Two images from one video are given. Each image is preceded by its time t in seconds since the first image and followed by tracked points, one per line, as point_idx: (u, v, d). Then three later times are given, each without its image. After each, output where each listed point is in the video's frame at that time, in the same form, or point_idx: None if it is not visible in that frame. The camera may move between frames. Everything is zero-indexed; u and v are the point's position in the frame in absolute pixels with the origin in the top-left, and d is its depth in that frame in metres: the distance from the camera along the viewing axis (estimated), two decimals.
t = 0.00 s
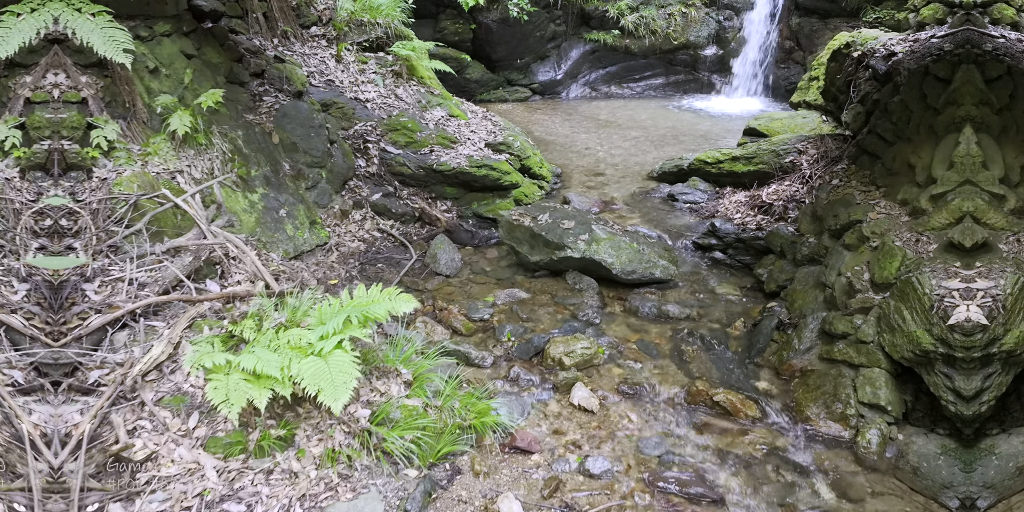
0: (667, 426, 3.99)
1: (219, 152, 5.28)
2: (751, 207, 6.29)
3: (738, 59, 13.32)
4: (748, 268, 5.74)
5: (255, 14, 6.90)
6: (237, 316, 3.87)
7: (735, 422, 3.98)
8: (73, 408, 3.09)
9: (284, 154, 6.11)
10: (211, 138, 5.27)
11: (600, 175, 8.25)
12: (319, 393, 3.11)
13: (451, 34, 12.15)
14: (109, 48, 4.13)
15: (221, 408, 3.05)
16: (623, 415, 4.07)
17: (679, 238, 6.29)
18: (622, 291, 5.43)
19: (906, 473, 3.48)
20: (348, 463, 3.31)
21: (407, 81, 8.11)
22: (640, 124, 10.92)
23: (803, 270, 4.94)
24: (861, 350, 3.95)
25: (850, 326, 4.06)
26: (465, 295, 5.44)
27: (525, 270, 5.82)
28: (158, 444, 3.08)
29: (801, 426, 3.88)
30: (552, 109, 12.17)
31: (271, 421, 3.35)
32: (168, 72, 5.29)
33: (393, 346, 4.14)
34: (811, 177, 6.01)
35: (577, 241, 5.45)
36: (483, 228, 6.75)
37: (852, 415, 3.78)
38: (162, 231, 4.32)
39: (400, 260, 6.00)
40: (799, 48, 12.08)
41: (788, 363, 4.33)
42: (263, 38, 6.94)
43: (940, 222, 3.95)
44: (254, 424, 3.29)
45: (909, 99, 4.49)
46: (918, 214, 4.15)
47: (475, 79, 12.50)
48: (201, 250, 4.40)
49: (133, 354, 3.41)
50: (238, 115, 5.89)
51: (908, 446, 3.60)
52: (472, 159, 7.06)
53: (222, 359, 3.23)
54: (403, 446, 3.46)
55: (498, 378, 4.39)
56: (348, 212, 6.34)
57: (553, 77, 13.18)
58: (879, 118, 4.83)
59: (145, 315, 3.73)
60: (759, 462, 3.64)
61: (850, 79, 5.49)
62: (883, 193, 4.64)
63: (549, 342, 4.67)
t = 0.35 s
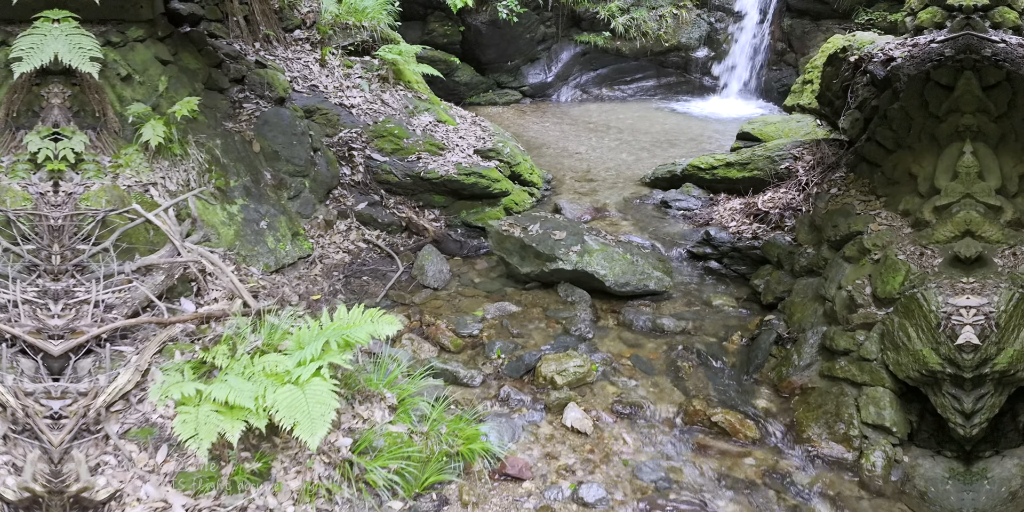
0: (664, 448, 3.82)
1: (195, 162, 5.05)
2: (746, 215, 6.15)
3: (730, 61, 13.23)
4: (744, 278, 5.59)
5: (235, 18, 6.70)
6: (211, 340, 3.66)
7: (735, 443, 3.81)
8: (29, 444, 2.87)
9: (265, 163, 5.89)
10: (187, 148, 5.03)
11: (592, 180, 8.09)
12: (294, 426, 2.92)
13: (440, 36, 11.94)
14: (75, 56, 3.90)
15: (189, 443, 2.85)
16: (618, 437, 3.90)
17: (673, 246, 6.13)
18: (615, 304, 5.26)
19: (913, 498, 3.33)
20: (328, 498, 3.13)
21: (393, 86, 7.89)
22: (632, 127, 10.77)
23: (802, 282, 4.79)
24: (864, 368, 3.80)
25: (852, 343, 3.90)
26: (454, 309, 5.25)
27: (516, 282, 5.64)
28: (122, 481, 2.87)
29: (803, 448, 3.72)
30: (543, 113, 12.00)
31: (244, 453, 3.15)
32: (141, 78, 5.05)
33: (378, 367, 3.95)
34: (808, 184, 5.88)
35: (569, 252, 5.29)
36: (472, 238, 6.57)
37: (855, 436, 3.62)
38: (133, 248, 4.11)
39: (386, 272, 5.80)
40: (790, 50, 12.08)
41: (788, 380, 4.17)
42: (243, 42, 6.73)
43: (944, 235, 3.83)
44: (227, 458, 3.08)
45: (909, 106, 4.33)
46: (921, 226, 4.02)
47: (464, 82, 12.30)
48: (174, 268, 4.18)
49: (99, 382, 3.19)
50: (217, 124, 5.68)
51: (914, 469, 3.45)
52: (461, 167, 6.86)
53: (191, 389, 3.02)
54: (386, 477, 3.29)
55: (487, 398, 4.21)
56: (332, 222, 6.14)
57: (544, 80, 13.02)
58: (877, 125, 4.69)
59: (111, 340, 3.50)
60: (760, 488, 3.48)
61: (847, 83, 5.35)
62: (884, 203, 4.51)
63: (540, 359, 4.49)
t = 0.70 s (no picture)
0: (661, 472, 3.66)
1: (172, 174, 4.82)
2: (741, 223, 6.02)
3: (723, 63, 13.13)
4: (741, 288, 5.45)
5: (216, 22, 6.50)
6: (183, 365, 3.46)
7: (734, 466, 3.66)
8: None
9: (246, 173, 5.69)
10: (162, 159, 4.81)
11: (584, 186, 7.94)
12: (270, 463, 2.74)
13: (428, 39, 11.76)
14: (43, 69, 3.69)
15: (156, 483, 2.65)
16: (613, 460, 3.74)
17: (668, 255, 5.99)
18: (609, 317, 5.11)
19: None
20: None
21: (380, 91, 7.68)
22: (624, 131, 10.63)
23: (801, 294, 4.65)
24: (867, 386, 3.66)
25: (855, 360, 3.76)
26: (442, 324, 5.08)
27: (506, 294, 5.48)
28: None
29: (805, 470, 3.56)
30: (534, 116, 11.84)
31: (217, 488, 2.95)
32: (115, 86, 4.80)
33: (363, 389, 3.76)
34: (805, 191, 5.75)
35: (561, 264, 5.13)
36: (462, 247, 6.40)
37: (859, 459, 3.47)
38: (103, 267, 3.92)
39: (373, 285, 5.61)
40: (783, 51, 12.16)
41: (788, 397, 4.02)
42: (224, 47, 6.52)
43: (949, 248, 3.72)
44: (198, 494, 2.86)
45: (910, 113, 4.23)
46: (924, 239, 3.91)
47: (454, 85, 12.11)
48: (146, 287, 3.99)
49: (61, 414, 3.00)
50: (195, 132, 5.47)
51: (921, 494, 3.31)
52: (450, 174, 6.68)
53: (160, 422, 2.83)
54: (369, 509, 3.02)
55: (477, 419, 4.04)
56: (316, 233, 5.95)
57: (534, 83, 12.85)
58: (877, 132, 4.58)
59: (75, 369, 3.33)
60: None
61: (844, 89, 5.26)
62: (885, 213, 4.37)
63: (532, 377, 4.32)
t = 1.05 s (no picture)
0: (660, 488, 3.55)
1: (153, 182, 4.65)
2: (738, 227, 5.93)
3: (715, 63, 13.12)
4: (738, 294, 5.36)
5: (201, 23, 6.35)
6: (162, 383, 3.31)
7: (735, 480, 3.55)
8: None
9: (232, 179, 5.55)
10: (143, 166, 4.62)
11: (577, 189, 7.83)
12: (252, 488, 2.60)
13: (419, 40, 11.63)
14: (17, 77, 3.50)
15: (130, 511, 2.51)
16: (610, 475, 3.63)
17: (663, 260, 5.89)
18: (604, 324, 5.00)
19: None
20: None
21: (369, 93, 7.54)
22: (617, 132, 10.53)
23: (799, 301, 4.57)
24: (870, 397, 3.56)
25: (857, 370, 3.67)
26: (433, 333, 4.95)
27: (499, 301, 5.36)
28: None
29: (808, 484, 3.46)
30: (526, 117, 11.73)
31: None
32: (93, 90, 4.59)
33: (351, 404, 3.63)
34: (802, 195, 5.68)
35: (555, 271, 5.02)
36: (454, 253, 6.27)
37: (863, 472, 3.37)
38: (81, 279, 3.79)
39: (363, 293, 5.48)
40: (775, 52, 12.18)
41: (788, 407, 3.91)
42: (209, 49, 6.36)
43: (952, 255, 3.64)
44: None
45: (910, 116, 4.13)
46: (927, 245, 3.83)
47: (445, 86, 11.98)
48: (124, 300, 3.82)
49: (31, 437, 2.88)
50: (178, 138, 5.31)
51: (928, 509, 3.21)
52: (441, 179, 6.54)
53: (136, 446, 2.69)
54: None
55: (470, 433, 3.91)
56: (305, 239, 5.81)
57: (526, 84, 12.73)
58: (876, 135, 4.49)
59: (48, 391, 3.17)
60: None
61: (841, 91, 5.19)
62: (885, 218, 4.29)
63: (526, 389, 4.19)
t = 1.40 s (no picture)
0: (659, 499, 3.47)
1: (138, 187, 4.51)
2: (734, 230, 5.87)
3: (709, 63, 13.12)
4: (735, 298, 5.30)
5: (188, 24, 6.24)
6: (145, 398, 3.18)
7: (736, 491, 3.47)
8: None
9: (221, 184, 5.43)
10: (128, 171, 4.47)
11: (572, 191, 7.76)
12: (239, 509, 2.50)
13: (411, 40, 11.52)
14: None
15: None
16: (609, 486, 3.54)
17: (659, 264, 5.83)
18: (601, 330, 4.92)
19: None
20: None
21: (361, 95, 7.43)
22: (612, 133, 10.46)
23: (799, 305, 4.51)
24: (873, 405, 3.50)
25: (859, 377, 3.61)
26: (427, 340, 4.85)
27: (494, 306, 5.27)
28: None
29: (810, 495, 3.38)
30: (520, 118, 11.64)
31: None
32: (77, 93, 4.45)
33: (343, 416, 3.53)
34: (799, 197, 5.62)
35: (551, 277, 4.94)
36: (448, 257, 6.18)
37: (867, 481, 3.29)
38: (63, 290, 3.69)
39: (355, 299, 5.37)
40: (769, 52, 12.17)
41: (789, 415, 3.84)
42: (197, 50, 6.24)
43: (956, 259, 3.56)
44: None
45: (910, 118, 4.08)
46: (930, 249, 3.76)
47: (438, 87, 11.88)
48: (108, 310, 3.73)
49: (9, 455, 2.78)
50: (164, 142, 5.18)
51: None
52: (434, 182, 6.45)
53: (118, 466, 2.59)
54: None
55: (465, 444, 3.82)
56: (295, 244, 5.70)
57: (519, 85, 12.64)
58: (875, 137, 4.44)
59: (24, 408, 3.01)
60: None
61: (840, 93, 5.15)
62: (886, 222, 4.23)
63: (523, 398, 4.10)
